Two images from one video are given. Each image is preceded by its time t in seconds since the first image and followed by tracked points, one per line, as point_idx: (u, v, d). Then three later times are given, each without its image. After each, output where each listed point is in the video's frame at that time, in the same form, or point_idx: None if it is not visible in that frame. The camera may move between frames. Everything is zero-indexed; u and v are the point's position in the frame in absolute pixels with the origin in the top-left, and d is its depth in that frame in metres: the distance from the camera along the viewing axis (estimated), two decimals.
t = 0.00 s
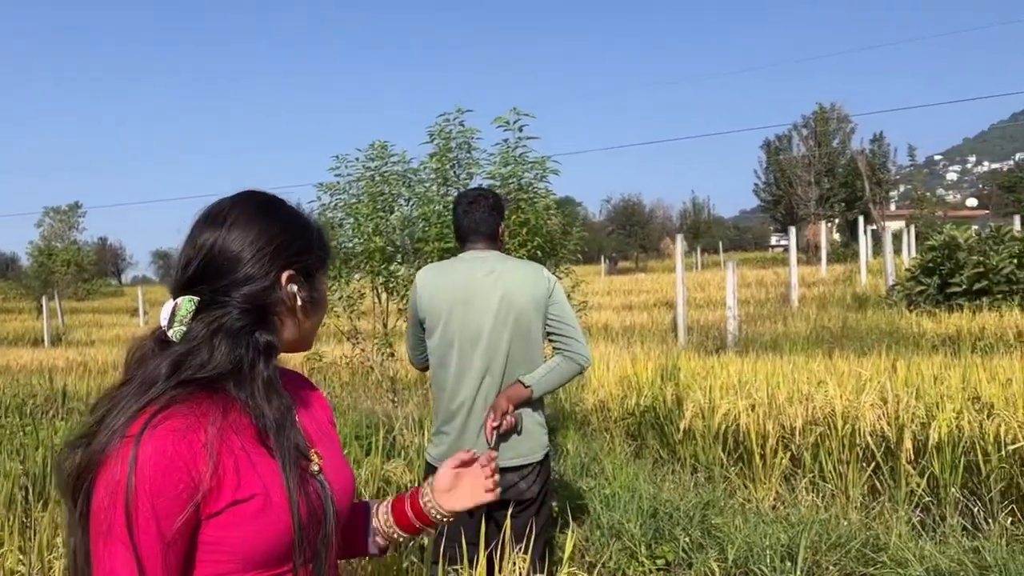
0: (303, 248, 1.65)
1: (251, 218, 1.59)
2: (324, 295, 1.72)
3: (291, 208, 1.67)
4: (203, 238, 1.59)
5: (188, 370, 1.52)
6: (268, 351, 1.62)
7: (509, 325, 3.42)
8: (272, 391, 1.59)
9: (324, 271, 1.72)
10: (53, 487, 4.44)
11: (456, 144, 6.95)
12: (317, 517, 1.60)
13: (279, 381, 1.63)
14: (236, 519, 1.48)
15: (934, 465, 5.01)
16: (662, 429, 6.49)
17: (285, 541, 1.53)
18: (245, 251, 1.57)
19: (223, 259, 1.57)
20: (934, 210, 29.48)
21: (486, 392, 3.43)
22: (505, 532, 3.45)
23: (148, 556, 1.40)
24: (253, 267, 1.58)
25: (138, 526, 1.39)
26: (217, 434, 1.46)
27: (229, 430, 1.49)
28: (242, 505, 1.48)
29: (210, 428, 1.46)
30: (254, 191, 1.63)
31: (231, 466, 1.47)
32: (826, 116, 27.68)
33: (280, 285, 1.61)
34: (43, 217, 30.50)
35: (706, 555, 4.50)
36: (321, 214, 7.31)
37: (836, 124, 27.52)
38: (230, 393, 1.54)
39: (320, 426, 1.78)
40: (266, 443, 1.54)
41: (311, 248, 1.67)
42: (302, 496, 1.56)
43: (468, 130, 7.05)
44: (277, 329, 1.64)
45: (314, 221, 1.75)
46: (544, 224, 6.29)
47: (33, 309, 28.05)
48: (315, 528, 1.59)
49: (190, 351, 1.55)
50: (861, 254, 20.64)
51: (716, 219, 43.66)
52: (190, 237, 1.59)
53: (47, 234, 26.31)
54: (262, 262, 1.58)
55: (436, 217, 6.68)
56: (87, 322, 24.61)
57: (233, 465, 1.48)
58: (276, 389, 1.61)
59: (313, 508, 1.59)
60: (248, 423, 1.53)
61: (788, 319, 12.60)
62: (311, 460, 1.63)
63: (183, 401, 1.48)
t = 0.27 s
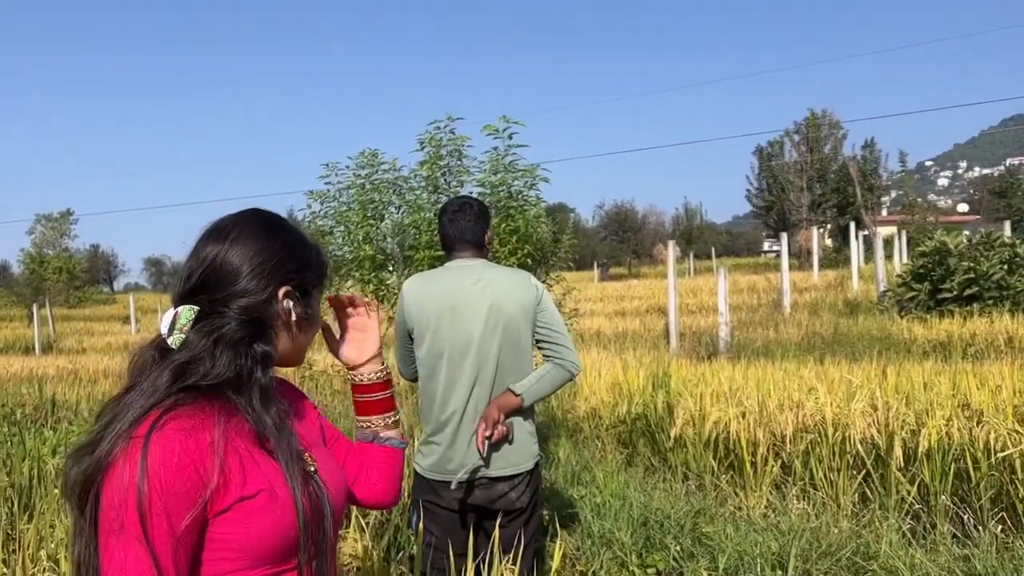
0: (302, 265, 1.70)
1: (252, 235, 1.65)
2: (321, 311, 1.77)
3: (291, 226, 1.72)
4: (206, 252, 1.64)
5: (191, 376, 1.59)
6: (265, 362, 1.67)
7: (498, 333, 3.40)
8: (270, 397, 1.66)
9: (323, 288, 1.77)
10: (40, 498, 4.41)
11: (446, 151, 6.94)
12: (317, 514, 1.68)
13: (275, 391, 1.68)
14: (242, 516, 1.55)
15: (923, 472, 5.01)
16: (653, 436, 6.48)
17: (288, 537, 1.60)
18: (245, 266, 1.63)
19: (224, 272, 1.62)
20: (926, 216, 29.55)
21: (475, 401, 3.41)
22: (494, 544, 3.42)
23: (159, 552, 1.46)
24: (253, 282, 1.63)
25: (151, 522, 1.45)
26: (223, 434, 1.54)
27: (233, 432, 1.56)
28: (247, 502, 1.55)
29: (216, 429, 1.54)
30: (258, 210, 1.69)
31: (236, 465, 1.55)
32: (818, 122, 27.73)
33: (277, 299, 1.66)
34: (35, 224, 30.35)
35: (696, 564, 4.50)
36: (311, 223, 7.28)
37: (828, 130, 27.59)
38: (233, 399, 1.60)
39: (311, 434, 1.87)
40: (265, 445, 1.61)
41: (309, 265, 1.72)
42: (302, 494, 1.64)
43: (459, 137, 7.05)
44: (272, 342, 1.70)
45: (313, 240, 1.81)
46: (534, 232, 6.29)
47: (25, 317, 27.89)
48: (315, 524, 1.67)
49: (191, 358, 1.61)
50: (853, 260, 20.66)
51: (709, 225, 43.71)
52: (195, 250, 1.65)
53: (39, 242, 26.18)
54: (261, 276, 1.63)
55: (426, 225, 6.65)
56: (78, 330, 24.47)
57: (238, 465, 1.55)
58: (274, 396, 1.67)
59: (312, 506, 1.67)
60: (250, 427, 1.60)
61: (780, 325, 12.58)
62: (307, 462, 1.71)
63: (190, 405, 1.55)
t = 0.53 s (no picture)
0: (288, 276, 1.68)
1: (237, 247, 1.63)
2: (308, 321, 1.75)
3: (276, 239, 1.71)
4: (192, 266, 1.62)
5: (178, 387, 1.56)
6: (253, 374, 1.65)
7: (488, 339, 3.38)
8: (259, 406, 1.64)
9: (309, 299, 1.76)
10: (31, 507, 4.38)
11: (440, 157, 6.92)
12: (307, 523, 1.65)
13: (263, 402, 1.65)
14: (232, 524, 1.52)
15: (918, 478, 4.99)
16: (648, 442, 6.46)
17: (278, 546, 1.57)
18: (230, 279, 1.61)
19: (209, 285, 1.61)
20: (922, 218, 29.58)
21: (466, 408, 3.40)
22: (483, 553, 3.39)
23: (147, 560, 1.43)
24: (238, 294, 1.61)
25: (139, 529, 1.43)
26: (211, 441, 1.52)
27: (222, 440, 1.54)
28: (236, 510, 1.53)
29: (204, 436, 1.51)
30: (244, 225, 1.67)
31: (225, 473, 1.52)
32: (813, 125, 27.79)
33: (263, 310, 1.64)
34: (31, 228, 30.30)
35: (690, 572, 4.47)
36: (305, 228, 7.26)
37: (824, 133, 27.63)
38: (222, 407, 1.58)
39: (301, 446, 1.84)
40: (255, 455, 1.59)
41: (295, 277, 1.70)
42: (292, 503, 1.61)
43: (452, 143, 7.03)
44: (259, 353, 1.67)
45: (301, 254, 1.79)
46: (528, 238, 6.26)
47: (20, 321, 27.83)
48: (306, 534, 1.64)
49: (178, 369, 1.58)
50: (848, 263, 20.67)
51: (705, 227, 43.75)
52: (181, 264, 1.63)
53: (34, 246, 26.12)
54: (247, 288, 1.62)
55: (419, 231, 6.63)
56: (74, 335, 24.42)
57: (227, 472, 1.53)
58: (263, 407, 1.64)
59: (303, 515, 1.64)
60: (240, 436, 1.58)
61: (775, 329, 12.58)
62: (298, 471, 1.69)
63: (178, 413, 1.53)
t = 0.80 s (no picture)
0: (272, 281, 1.67)
1: (219, 255, 1.62)
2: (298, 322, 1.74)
3: (261, 246, 1.69)
4: (175, 275, 1.61)
5: (158, 397, 1.55)
6: (238, 380, 1.63)
7: (471, 343, 3.36)
8: (242, 414, 1.61)
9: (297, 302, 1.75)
10: (23, 514, 4.35)
11: (437, 160, 6.91)
12: (292, 534, 1.61)
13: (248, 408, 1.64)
14: (208, 533, 1.49)
15: (916, 482, 4.97)
16: (645, 446, 6.44)
17: (258, 557, 1.53)
18: (213, 286, 1.59)
19: (191, 294, 1.59)
20: (921, 219, 29.58)
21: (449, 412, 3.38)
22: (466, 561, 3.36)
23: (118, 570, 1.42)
24: (221, 302, 1.60)
25: (108, 539, 1.41)
26: (185, 450, 1.50)
27: (198, 449, 1.52)
28: (212, 519, 1.50)
29: (179, 445, 1.50)
30: (226, 232, 1.66)
31: (201, 481, 1.50)
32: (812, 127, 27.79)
33: (248, 317, 1.63)
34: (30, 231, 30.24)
35: None
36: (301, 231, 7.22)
37: (823, 135, 27.63)
38: (202, 416, 1.56)
39: (295, 448, 1.80)
40: (236, 464, 1.56)
41: (281, 282, 1.69)
42: (275, 513, 1.57)
43: (450, 146, 7.01)
44: (246, 360, 1.66)
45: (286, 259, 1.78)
46: (525, 241, 6.24)
47: (19, 325, 27.79)
48: (289, 545, 1.60)
49: (160, 379, 1.57)
50: (848, 265, 20.66)
51: (705, 229, 43.74)
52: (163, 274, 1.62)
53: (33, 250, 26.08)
54: (230, 295, 1.60)
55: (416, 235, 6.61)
56: (73, 338, 24.37)
57: (203, 481, 1.50)
58: (247, 413, 1.63)
59: (287, 526, 1.60)
60: (219, 445, 1.56)
61: (774, 331, 12.56)
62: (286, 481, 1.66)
63: (155, 423, 1.51)
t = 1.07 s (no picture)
0: (271, 278, 1.67)
1: (217, 252, 1.62)
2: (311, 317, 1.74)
3: (261, 244, 1.70)
4: (174, 274, 1.62)
5: (154, 395, 1.56)
6: (237, 378, 1.63)
7: (455, 343, 3.35)
8: (238, 413, 1.60)
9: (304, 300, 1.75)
10: (25, 514, 4.34)
11: (439, 160, 6.90)
12: (287, 534, 1.60)
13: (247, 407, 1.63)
14: (199, 534, 1.48)
15: (919, 481, 4.95)
16: (648, 445, 6.42)
17: (251, 557, 1.52)
18: (211, 283, 1.60)
19: (188, 290, 1.60)
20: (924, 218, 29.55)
21: (433, 411, 3.37)
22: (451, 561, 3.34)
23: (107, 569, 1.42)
24: (218, 298, 1.60)
25: (95, 540, 1.42)
26: (175, 450, 1.49)
27: (190, 449, 1.52)
28: (202, 519, 1.49)
29: (169, 445, 1.49)
30: (227, 231, 1.66)
31: (191, 482, 1.49)
32: (816, 126, 27.75)
33: (246, 313, 1.63)
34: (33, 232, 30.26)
35: None
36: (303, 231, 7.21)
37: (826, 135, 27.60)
38: (197, 415, 1.56)
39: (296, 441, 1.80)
40: (230, 463, 1.55)
41: (281, 280, 1.69)
42: (269, 513, 1.56)
43: (452, 145, 7.00)
44: (246, 359, 1.66)
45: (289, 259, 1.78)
46: (527, 241, 6.23)
47: (22, 326, 27.80)
48: (284, 545, 1.59)
49: (158, 376, 1.57)
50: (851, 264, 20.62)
51: (707, 229, 43.68)
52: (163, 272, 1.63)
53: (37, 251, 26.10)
54: (229, 290, 1.61)
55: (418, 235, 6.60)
56: (76, 339, 24.39)
57: (193, 481, 1.50)
58: (246, 412, 1.62)
59: (282, 526, 1.59)
60: (212, 445, 1.55)
61: (778, 330, 12.54)
62: (283, 480, 1.64)
63: (147, 422, 1.51)
